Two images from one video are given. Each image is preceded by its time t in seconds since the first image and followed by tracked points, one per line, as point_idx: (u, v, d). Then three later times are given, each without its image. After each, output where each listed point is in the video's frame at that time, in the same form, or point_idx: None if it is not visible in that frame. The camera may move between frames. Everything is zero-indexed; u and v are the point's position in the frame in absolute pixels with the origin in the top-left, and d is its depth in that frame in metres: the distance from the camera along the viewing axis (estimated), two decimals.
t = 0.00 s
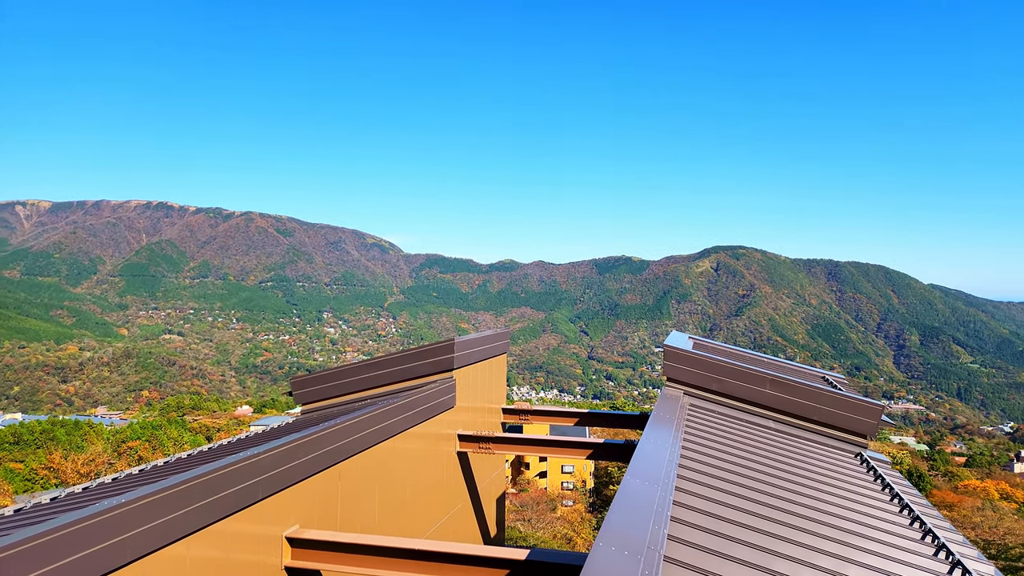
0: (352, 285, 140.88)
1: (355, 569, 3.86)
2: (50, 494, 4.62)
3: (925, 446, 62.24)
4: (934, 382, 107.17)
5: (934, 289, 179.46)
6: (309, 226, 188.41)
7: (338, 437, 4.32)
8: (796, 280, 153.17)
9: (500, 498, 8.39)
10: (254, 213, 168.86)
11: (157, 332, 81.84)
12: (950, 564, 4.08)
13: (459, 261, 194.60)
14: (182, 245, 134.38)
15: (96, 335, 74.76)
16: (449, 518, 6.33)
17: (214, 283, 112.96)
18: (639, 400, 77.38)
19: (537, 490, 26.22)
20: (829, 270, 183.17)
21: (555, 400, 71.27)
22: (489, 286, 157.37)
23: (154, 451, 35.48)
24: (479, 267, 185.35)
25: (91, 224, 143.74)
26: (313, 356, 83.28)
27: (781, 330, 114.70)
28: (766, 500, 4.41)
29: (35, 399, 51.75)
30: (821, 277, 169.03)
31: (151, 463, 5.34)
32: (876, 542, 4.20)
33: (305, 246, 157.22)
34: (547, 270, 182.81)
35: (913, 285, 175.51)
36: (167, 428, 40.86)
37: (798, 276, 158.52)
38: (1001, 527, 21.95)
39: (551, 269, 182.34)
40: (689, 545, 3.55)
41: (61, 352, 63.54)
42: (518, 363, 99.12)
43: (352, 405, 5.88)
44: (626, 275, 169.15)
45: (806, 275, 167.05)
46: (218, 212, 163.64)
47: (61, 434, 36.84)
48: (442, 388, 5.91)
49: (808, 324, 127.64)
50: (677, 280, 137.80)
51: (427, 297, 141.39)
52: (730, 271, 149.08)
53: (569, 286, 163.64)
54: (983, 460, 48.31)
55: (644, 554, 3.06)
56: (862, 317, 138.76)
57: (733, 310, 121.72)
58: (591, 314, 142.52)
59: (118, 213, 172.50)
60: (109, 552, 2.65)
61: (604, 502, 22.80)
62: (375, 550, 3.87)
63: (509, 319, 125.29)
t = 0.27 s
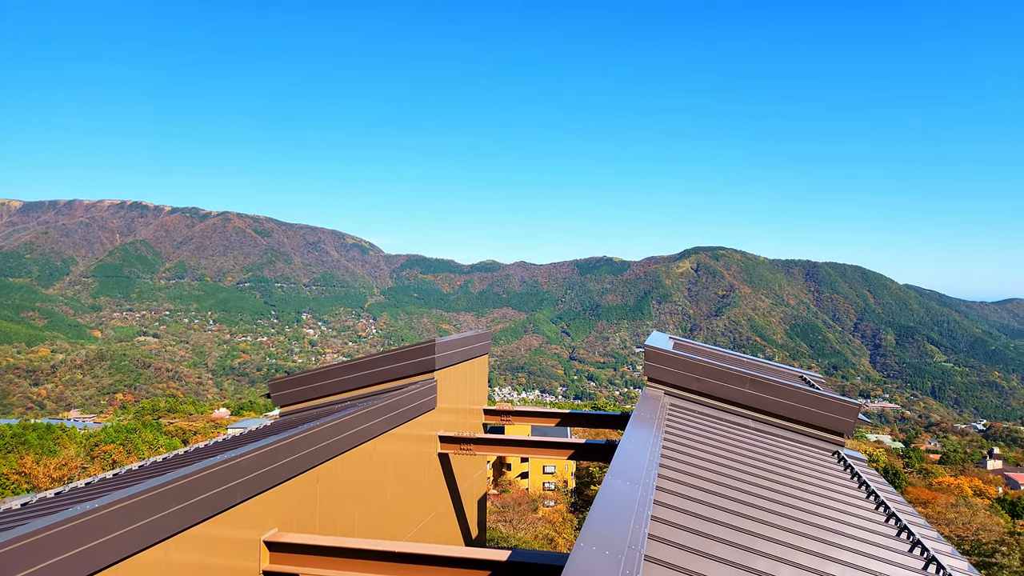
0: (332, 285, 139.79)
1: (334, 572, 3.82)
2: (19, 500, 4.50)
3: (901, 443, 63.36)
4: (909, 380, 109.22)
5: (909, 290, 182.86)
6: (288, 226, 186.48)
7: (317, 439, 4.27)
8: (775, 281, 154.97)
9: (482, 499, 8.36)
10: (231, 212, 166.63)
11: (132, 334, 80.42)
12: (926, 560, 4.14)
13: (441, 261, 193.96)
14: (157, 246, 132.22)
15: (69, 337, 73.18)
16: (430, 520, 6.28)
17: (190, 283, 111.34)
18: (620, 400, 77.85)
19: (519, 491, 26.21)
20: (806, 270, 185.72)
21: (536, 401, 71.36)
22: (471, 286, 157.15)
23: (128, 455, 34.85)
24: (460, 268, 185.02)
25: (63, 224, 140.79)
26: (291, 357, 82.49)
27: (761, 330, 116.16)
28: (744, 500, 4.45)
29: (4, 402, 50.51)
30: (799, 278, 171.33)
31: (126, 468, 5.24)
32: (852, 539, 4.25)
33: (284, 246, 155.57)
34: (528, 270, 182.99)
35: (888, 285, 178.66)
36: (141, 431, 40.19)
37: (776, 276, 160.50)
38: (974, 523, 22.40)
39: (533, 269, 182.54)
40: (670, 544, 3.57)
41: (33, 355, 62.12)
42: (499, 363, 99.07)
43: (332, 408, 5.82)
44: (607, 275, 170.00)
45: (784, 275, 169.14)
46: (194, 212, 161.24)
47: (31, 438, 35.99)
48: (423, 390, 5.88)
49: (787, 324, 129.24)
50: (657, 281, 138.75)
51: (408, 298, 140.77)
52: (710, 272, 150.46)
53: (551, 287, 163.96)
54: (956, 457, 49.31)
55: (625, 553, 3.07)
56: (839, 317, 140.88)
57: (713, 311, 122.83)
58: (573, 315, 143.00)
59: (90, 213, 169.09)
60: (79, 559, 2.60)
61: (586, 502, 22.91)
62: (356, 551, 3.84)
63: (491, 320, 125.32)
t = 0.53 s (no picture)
0: (311, 286, 138.53)
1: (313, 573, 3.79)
2: None
3: (877, 442, 64.37)
4: (885, 379, 111.15)
5: (884, 291, 186.02)
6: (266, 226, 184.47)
7: (295, 442, 4.23)
8: (754, 281, 156.69)
9: (463, 500, 8.34)
10: (208, 212, 164.34)
11: (106, 335, 78.92)
12: (900, 557, 4.20)
13: (422, 261, 193.35)
14: (132, 246, 129.97)
15: (40, 338, 71.59)
16: (411, 522, 6.26)
17: (166, 284, 109.63)
18: (602, 401, 78.29)
19: (500, 492, 26.17)
20: (785, 271, 188.05)
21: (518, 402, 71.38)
22: (452, 287, 156.78)
23: (102, 459, 34.24)
24: (441, 269, 184.50)
25: (34, 224, 137.76)
26: (270, 359, 81.63)
27: (740, 330, 117.49)
28: (724, 500, 4.47)
29: None
30: (777, 279, 173.43)
31: (100, 472, 5.14)
32: (829, 538, 4.31)
33: (262, 246, 153.80)
34: (510, 271, 183.08)
35: (864, 286, 181.62)
36: (115, 434, 39.47)
37: (755, 277, 162.31)
38: (949, 520, 22.82)
39: (514, 270, 182.75)
40: (651, 543, 3.58)
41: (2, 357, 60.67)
42: (481, 364, 98.95)
43: (310, 410, 5.77)
44: (589, 276, 170.66)
45: (763, 276, 171.18)
46: (170, 211, 158.73)
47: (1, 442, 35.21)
48: (403, 391, 5.85)
49: (766, 325, 130.77)
50: (638, 282, 139.56)
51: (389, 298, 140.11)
52: (690, 272, 151.74)
53: (533, 288, 164.13)
54: (930, 455, 50.25)
55: (606, 553, 3.07)
56: (816, 318, 142.83)
57: (693, 312, 123.86)
58: (555, 315, 143.36)
59: (62, 212, 165.65)
60: (51, 567, 2.54)
61: (567, 503, 22.96)
62: (335, 555, 3.81)
63: (473, 321, 125.18)
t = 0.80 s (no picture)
0: (296, 285, 137.52)
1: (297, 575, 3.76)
2: None
3: (860, 441, 65.06)
4: (868, 379, 112.50)
5: (867, 291, 188.20)
6: (250, 225, 182.93)
7: (279, 442, 4.20)
8: (739, 282, 157.90)
9: (449, 501, 8.31)
10: (191, 211, 162.54)
11: (86, 335, 77.82)
12: (883, 555, 4.23)
13: (408, 261, 192.71)
14: (113, 245, 128.25)
15: (18, 339, 70.42)
16: (396, 522, 6.24)
17: (148, 283, 108.39)
18: (588, 400, 78.64)
19: (487, 492, 26.14)
20: (770, 271, 189.63)
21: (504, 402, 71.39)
22: (438, 287, 156.37)
23: (83, 461, 33.80)
24: (428, 269, 184.01)
25: (12, 222, 135.53)
26: (253, 359, 81.01)
27: (725, 330, 118.55)
28: (709, 498, 4.50)
29: None
30: (762, 279, 174.86)
31: (80, 473, 5.06)
32: (812, 536, 4.34)
33: (246, 245, 152.44)
34: (496, 271, 183.13)
35: (848, 287, 183.62)
36: (96, 435, 38.97)
37: (741, 278, 163.61)
38: (930, 518, 23.11)
39: (501, 270, 182.78)
40: (636, 543, 3.59)
41: None
42: (467, 364, 98.82)
43: (295, 410, 5.72)
44: (575, 276, 171.07)
45: (748, 276, 172.53)
46: (152, 210, 156.86)
47: None
48: (389, 392, 5.83)
49: (751, 325, 131.83)
50: (625, 282, 140.07)
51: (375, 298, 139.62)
52: (676, 272, 152.56)
53: (519, 288, 164.17)
54: (911, 454, 50.91)
55: (591, 552, 3.07)
56: (801, 318, 144.18)
57: (679, 312, 124.59)
58: (542, 316, 143.57)
59: (42, 210, 163.15)
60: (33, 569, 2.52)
61: (554, 502, 23.00)
62: (319, 557, 3.78)
63: (459, 321, 125.02)
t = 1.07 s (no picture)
0: (279, 285, 136.53)
1: None
2: None
3: (842, 439, 65.89)
4: (850, 378, 113.91)
5: (850, 291, 190.58)
6: (233, 223, 181.18)
7: (263, 442, 4.17)
8: (723, 282, 159.22)
9: (434, 502, 8.28)
10: (173, 209, 160.82)
11: (65, 335, 76.72)
12: (865, 552, 4.27)
13: (393, 260, 192.07)
14: (93, 243, 126.50)
15: None
16: (381, 523, 6.21)
17: (129, 282, 107.01)
18: (574, 400, 78.91)
19: (472, 492, 26.13)
20: (754, 271, 191.41)
21: (489, 402, 71.49)
22: (424, 286, 156.04)
23: (61, 462, 33.37)
24: (413, 268, 183.60)
25: None
26: (236, 359, 80.41)
27: (709, 330, 119.74)
28: (694, 497, 4.51)
29: None
30: (746, 279, 176.43)
31: (59, 477, 5.00)
32: (795, 533, 4.38)
33: (229, 244, 151.14)
34: (482, 270, 183.10)
35: (831, 287, 185.78)
36: (75, 437, 38.46)
37: (725, 278, 164.96)
38: (911, 515, 23.43)
39: (487, 269, 182.75)
40: (620, 541, 3.60)
41: None
42: (453, 364, 98.67)
43: (279, 411, 5.64)
44: (561, 276, 171.57)
45: (732, 276, 173.93)
46: (133, 209, 155.01)
47: None
48: (374, 391, 5.81)
49: (735, 324, 132.99)
50: (610, 282, 140.68)
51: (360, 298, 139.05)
52: (661, 272, 153.50)
53: (505, 287, 164.28)
54: (892, 452, 51.60)
55: (576, 552, 3.07)
56: (784, 318, 145.62)
57: (664, 312, 125.50)
58: (528, 315, 143.72)
59: (19, 209, 160.55)
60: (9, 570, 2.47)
61: (539, 502, 23.06)
62: (299, 559, 3.74)
63: (445, 321, 124.87)
